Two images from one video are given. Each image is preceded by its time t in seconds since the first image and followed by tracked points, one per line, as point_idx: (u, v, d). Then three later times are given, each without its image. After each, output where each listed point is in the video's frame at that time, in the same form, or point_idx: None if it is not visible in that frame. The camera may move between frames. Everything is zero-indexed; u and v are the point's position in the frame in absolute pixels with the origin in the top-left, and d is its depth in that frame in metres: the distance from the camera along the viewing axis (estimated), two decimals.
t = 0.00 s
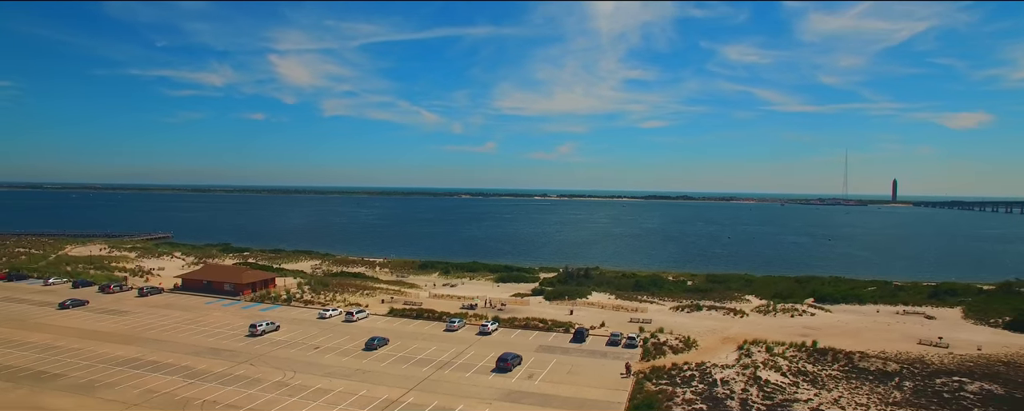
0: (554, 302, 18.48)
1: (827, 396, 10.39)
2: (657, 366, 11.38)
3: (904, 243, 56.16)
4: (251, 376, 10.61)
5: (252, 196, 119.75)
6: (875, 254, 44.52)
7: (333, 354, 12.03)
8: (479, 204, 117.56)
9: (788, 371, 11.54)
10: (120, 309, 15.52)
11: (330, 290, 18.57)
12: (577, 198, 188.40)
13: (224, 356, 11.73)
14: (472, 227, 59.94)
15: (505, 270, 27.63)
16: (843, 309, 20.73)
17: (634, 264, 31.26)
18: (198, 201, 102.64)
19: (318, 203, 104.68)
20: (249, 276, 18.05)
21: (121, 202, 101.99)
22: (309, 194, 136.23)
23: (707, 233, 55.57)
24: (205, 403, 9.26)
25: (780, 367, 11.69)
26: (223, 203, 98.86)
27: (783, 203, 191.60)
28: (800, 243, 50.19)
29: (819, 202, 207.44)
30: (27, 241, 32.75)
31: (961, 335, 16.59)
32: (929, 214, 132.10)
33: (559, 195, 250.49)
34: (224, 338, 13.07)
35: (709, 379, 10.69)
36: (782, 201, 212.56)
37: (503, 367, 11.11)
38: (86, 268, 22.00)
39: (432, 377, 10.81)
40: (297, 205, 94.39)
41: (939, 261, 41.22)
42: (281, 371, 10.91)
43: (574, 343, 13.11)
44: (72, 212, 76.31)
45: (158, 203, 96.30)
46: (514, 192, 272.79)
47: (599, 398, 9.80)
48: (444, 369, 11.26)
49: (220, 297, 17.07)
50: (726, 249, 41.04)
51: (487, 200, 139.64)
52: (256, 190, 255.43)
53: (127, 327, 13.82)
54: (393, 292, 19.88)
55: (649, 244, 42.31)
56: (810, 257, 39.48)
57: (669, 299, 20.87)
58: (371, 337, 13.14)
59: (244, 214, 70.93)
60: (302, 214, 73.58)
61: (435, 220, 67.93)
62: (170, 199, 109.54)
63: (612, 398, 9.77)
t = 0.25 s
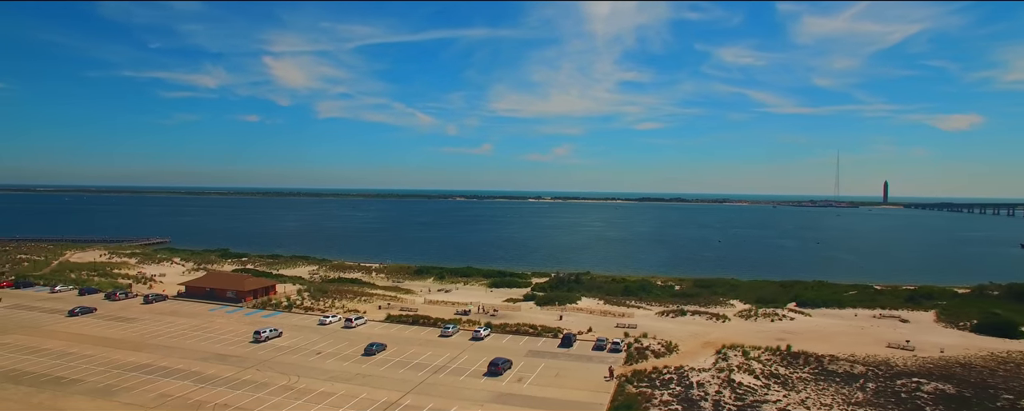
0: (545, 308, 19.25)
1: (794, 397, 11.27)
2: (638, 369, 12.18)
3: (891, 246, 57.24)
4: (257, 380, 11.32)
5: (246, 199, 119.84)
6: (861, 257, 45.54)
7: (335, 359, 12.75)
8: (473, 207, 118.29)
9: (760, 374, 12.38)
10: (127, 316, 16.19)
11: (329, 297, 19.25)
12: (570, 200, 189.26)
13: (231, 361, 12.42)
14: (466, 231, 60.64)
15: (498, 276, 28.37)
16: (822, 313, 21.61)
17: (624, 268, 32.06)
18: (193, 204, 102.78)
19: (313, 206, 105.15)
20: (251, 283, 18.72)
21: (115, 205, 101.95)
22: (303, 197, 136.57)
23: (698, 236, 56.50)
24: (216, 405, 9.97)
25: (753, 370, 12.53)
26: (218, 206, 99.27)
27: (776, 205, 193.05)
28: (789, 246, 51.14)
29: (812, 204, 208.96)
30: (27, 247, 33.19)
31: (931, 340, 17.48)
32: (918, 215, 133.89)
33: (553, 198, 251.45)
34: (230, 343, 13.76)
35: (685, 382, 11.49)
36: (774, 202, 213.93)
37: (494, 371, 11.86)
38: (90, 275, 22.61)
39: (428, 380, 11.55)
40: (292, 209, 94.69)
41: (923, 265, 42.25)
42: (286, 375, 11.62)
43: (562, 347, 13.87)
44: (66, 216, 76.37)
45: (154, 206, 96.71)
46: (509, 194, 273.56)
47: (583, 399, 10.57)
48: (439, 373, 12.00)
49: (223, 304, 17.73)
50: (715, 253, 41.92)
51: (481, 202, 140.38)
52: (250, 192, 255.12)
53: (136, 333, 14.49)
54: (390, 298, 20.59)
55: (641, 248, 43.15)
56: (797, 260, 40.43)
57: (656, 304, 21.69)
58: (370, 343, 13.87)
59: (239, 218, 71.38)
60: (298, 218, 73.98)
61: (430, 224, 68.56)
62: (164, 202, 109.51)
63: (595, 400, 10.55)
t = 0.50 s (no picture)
0: (525, 312, 20.07)
1: (752, 395, 12.24)
2: (610, 371, 13.06)
3: (862, 247, 59.19)
4: (250, 385, 11.97)
5: (228, 200, 118.91)
6: (831, 259, 47.16)
7: (324, 364, 13.43)
8: (456, 209, 118.80)
9: (723, 374, 13.33)
10: (118, 323, 16.66)
11: (316, 303, 19.86)
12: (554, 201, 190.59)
13: (224, 367, 13.04)
14: (449, 234, 61.27)
15: (480, 280, 29.12)
16: (788, 315, 22.77)
17: (603, 272, 33.03)
18: (173, 207, 101.74)
19: (296, 208, 104.85)
20: (240, 290, 19.25)
21: (92, 208, 100.56)
22: (285, 199, 135.85)
23: (677, 238, 57.84)
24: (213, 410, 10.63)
25: (717, 371, 13.48)
26: (199, 208, 98.52)
27: (754, 206, 196.50)
28: (764, 248, 52.65)
29: (790, 205, 213.01)
30: (8, 253, 33.12)
31: (886, 341, 18.68)
32: (891, 216, 137.61)
33: (537, 199, 252.76)
34: (221, 350, 14.35)
35: (653, 383, 12.40)
36: (753, 203, 217.60)
37: (475, 374, 12.64)
38: (77, 283, 22.92)
39: (413, 383, 12.31)
40: (275, 211, 94.32)
41: (890, 266, 43.97)
42: (277, 380, 12.28)
43: (540, 351, 14.70)
44: (43, 220, 75.28)
45: (133, 209, 95.72)
46: (493, 195, 274.71)
47: (557, 400, 11.42)
48: (423, 376, 12.76)
49: (212, 311, 18.24)
50: (692, 256, 43.14)
51: (464, 204, 140.95)
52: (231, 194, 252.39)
53: (129, 340, 15.00)
54: (375, 304, 21.23)
55: (620, 251, 44.23)
56: (770, 262, 41.82)
57: (631, 307, 22.65)
58: (357, 348, 14.56)
59: (221, 221, 71.16)
60: (280, 221, 73.92)
61: (413, 227, 69.04)
62: (143, 205, 108.18)
63: (568, 400, 11.42)
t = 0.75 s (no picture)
0: (503, 316, 20.95)
1: (711, 394, 13.26)
2: (581, 373, 13.97)
3: (832, 248, 61.24)
4: (241, 389, 12.63)
5: (205, 203, 117.45)
6: (801, 260, 48.90)
7: (310, 369, 14.11)
8: (437, 211, 119.22)
9: (686, 374, 14.32)
10: (107, 331, 17.11)
11: (300, 308, 20.46)
12: (535, 202, 191.89)
13: (214, 372, 13.66)
14: (431, 237, 61.85)
15: (460, 284, 29.87)
16: (754, 316, 24.01)
17: (581, 275, 34.05)
18: (150, 210, 100.35)
19: (275, 210, 104.30)
20: (225, 297, 19.75)
21: (65, 211, 98.64)
22: (264, 200, 134.71)
23: (654, 240, 59.24)
24: None
25: (680, 371, 14.47)
26: (176, 211, 97.53)
27: (732, 206, 200.21)
28: (738, 250, 54.27)
29: (766, 205, 217.32)
30: None
31: (841, 340, 19.96)
32: (861, 216, 141.68)
33: (518, 199, 254.04)
34: (210, 356, 14.94)
35: (620, 384, 13.34)
36: (731, 204, 221.74)
37: (454, 377, 13.46)
38: (61, 291, 23.18)
39: (396, 386, 13.09)
40: (254, 214, 93.65)
41: (855, 268, 45.82)
42: (265, 384, 12.95)
43: (516, 353, 15.57)
44: (15, 224, 73.80)
45: (108, 211, 94.39)
46: (474, 196, 275.19)
47: (530, 400, 12.31)
48: (406, 379, 13.55)
49: (198, 318, 18.74)
50: (667, 258, 44.42)
51: (445, 206, 141.29)
52: (208, 195, 248.96)
53: (118, 348, 15.51)
54: (358, 309, 21.89)
55: (598, 254, 45.36)
56: (742, 264, 43.29)
57: (606, 310, 23.63)
58: (341, 352, 15.28)
59: (200, 224, 70.73)
60: (260, 224, 73.68)
61: (395, 230, 69.43)
62: (118, 207, 106.41)
63: (540, 400, 12.30)
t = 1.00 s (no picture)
0: (483, 320, 21.79)
1: (675, 392, 14.25)
2: (555, 374, 14.88)
3: (804, 249, 63.19)
4: (231, 393, 13.30)
5: (183, 205, 116.07)
6: (773, 261, 50.60)
7: (297, 372, 14.81)
8: (419, 212, 119.51)
9: (653, 374, 15.31)
10: (96, 338, 17.57)
11: (285, 313, 21.06)
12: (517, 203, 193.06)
13: (204, 377, 14.29)
14: (412, 240, 62.42)
15: (442, 288, 30.62)
16: (723, 318, 25.21)
17: (559, 278, 35.03)
18: (126, 211, 98.99)
19: (256, 212, 103.73)
20: (212, 303, 20.28)
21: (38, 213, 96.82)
22: (243, 201, 133.65)
23: (632, 242, 60.55)
24: None
25: (648, 371, 15.46)
26: (154, 213, 96.47)
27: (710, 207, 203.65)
28: (713, 251, 55.81)
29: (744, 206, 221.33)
30: None
31: (802, 340, 21.17)
32: (834, 217, 145.62)
33: (500, 200, 254.97)
34: (200, 361, 15.55)
35: (591, 384, 14.28)
36: (710, 205, 225.53)
37: (434, 379, 14.28)
38: (46, 297, 23.44)
39: (380, 388, 13.87)
40: (234, 216, 93.00)
41: (824, 269, 47.59)
42: (255, 388, 13.62)
43: (494, 356, 16.44)
44: None
45: (84, 213, 93.10)
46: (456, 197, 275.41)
47: (506, 400, 13.18)
48: (389, 381, 14.33)
49: (186, 323, 19.26)
50: (644, 260, 45.66)
51: (427, 207, 141.62)
52: (185, 196, 245.51)
53: (109, 355, 16.00)
54: (341, 313, 22.53)
55: (577, 256, 46.44)
56: (716, 265, 44.71)
57: (582, 313, 24.63)
58: (327, 357, 15.98)
59: (179, 226, 70.30)
60: (241, 226, 73.43)
61: (377, 233, 69.78)
62: (92, 209, 104.73)
63: (515, 400, 13.19)
